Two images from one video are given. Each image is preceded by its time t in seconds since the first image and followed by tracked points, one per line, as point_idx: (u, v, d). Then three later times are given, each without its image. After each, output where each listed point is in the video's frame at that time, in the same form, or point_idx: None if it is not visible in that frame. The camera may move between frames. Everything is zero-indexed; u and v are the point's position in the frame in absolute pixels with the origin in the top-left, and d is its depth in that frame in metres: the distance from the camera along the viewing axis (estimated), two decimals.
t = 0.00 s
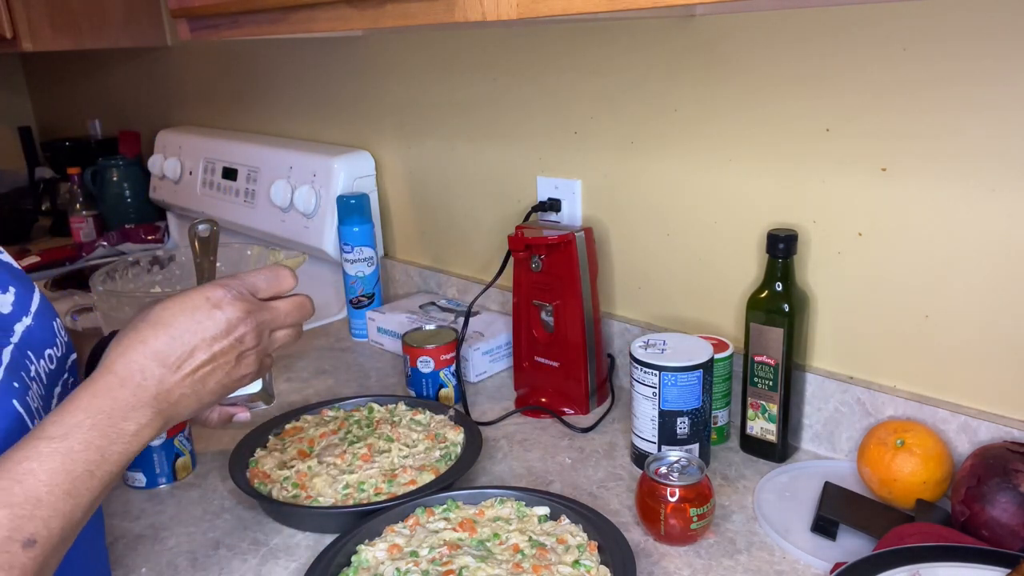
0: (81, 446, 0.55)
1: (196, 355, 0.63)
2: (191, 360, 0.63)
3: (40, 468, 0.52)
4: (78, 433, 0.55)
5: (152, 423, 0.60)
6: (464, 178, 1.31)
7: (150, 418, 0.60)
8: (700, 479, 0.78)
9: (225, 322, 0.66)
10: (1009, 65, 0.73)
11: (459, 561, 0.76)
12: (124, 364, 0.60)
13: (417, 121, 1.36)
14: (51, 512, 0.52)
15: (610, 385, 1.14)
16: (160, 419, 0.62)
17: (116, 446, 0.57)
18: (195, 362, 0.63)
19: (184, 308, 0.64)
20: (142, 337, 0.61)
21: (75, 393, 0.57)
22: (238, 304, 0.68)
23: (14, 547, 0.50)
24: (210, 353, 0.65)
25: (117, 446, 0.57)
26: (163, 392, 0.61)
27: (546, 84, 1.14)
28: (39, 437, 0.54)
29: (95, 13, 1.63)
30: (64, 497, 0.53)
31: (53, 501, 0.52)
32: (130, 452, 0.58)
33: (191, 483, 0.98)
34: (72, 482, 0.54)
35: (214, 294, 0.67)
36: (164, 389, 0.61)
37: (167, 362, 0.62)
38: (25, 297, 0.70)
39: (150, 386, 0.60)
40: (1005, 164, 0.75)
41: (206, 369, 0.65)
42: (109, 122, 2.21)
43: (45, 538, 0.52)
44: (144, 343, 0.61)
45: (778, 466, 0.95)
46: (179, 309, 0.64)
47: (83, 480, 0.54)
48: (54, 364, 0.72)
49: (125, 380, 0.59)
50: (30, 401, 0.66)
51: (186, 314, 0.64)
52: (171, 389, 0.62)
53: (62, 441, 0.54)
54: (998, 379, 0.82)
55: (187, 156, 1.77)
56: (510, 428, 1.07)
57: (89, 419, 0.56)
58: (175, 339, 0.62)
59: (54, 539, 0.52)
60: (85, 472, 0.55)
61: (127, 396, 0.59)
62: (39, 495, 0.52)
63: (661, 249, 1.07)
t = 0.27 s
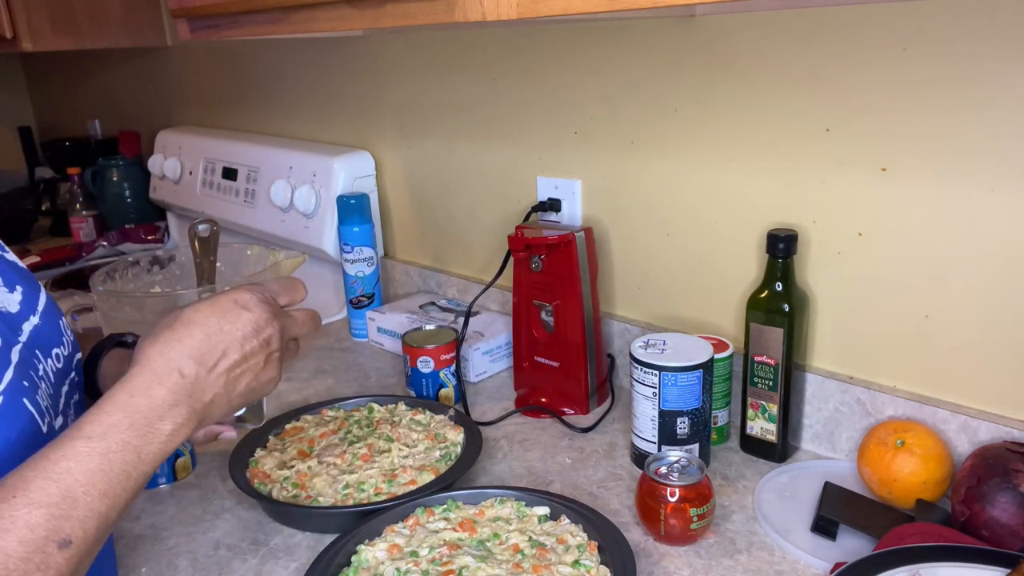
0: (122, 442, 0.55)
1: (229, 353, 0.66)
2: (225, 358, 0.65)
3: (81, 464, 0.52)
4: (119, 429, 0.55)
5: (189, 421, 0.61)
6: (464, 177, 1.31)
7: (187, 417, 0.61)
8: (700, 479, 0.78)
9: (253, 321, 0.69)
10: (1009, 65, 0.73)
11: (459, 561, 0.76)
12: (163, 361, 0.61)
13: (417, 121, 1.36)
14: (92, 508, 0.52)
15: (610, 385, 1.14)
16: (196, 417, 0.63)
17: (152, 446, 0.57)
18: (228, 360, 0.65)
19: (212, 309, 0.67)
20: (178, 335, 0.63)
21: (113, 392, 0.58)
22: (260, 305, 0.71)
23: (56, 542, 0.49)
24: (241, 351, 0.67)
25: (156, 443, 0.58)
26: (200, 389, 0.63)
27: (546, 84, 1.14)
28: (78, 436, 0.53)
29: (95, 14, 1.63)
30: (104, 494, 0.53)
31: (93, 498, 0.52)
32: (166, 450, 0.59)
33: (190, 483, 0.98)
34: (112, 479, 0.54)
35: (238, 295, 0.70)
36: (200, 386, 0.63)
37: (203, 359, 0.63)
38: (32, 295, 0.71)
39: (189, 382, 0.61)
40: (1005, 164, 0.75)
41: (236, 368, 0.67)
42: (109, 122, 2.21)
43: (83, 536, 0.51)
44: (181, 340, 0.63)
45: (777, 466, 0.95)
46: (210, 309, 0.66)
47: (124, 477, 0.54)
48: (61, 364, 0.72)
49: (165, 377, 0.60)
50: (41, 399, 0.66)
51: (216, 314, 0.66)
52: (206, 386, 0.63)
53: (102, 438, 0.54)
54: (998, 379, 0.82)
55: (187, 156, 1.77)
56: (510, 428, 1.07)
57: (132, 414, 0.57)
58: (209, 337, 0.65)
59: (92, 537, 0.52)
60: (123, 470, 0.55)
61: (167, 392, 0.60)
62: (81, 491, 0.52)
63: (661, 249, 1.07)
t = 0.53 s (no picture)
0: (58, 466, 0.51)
1: (170, 358, 0.61)
2: (164, 362, 0.61)
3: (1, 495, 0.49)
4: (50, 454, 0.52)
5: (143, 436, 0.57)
6: (464, 177, 1.31)
7: (137, 429, 0.57)
8: (700, 478, 0.78)
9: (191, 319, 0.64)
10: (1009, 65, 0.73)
11: (459, 561, 0.76)
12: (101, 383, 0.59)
13: (417, 121, 1.36)
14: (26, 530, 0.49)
15: (610, 385, 1.14)
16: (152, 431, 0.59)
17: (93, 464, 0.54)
18: (167, 367, 0.61)
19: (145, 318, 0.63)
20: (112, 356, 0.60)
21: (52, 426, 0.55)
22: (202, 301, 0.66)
23: None
24: (185, 354, 0.62)
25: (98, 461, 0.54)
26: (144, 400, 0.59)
27: (546, 84, 1.14)
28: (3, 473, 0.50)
29: (95, 14, 1.63)
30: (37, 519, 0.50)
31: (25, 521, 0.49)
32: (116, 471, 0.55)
33: (190, 483, 0.98)
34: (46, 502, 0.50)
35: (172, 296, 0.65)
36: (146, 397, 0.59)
37: (139, 368, 0.60)
38: (34, 300, 0.70)
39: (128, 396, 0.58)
40: (1005, 164, 0.75)
41: (185, 373, 0.62)
42: (109, 122, 2.21)
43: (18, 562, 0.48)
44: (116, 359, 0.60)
45: (777, 466, 0.95)
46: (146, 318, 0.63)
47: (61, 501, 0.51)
48: (62, 368, 0.72)
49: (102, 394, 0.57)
50: (41, 405, 0.66)
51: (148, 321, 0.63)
52: (152, 396, 0.60)
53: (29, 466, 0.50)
54: (998, 379, 0.81)
55: (187, 156, 1.77)
56: (510, 428, 1.07)
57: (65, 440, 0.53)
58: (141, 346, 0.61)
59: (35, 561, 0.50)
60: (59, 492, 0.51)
61: (105, 408, 0.57)
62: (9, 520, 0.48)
63: (661, 249, 1.07)
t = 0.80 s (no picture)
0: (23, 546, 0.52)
1: (162, 456, 0.58)
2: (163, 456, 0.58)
3: None
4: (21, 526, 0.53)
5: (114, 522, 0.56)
6: (464, 178, 1.31)
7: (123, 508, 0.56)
8: (700, 479, 0.78)
9: (195, 420, 0.59)
10: (1009, 65, 0.73)
11: (459, 561, 0.76)
12: (89, 458, 0.55)
13: (417, 121, 1.36)
14: None
15: (610, 385, 1.14)
16: (124, 516, 0.57)
17: (61, 546, 0.54)
18: (158, 462, 0.58)
19: (152, 396, 0.58)
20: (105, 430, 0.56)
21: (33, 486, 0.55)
22: (216, 397, 0.60)
23: None
24: (176, 454, 0.58)
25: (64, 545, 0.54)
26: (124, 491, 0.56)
27: (546, 84, 1.14)
28: None
29: (95, 14, 1.62)
30: None
31: None
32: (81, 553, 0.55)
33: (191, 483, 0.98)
34: None
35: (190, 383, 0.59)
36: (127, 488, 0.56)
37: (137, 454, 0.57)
38: (24, 304, 0.71)
39: (110, 485, 0.56)
40: (1005, 164, 0.75)
41: (173, 468, 0.59)
42: (109, 122, 2.21)
43: None
44: (109, 439, 0.56)
45: (778, 466, 0.95)
46: (151, 400, 0.58)
47: None
48: (52, 373, 0.73)
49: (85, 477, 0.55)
50: (28, 410, 0.65)
51: (153, 404, 0.58)
52: (135, 486, 0.57)
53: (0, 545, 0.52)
54: (998, 378, 0.81)
55: (187, 156, 1.77)
56: (510, 428, 1.07)
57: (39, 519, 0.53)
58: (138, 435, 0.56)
59: None
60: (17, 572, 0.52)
61: (86, 490, 0.55)
62: None
63: (661, 249, 1.07)
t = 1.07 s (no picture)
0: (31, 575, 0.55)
1: (170, 494, 0.61)
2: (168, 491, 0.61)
3: None
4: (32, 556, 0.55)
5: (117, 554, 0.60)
6: (464, 178, 1.31)
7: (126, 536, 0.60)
8: (700, 479, 0.78)
9: (205, 464, 0.62)
10: (1010, 65, 0.72)
11: (459, 561, 0.76)
12: (103, 489, 0.59)
13: (417, 122, 1.36)
14: None
15: (610, 385, 1.14)
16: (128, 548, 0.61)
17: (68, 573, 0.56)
18: (165, 499, 0.61)
19: (168, 435, 0.62)
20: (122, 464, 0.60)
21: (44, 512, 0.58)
22: (228, 447, 0.62)
23: None
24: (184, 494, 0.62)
25: None
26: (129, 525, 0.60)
27: (546, 84, 1.14)
28: None
29: (95, 14, 1.62)
30: None
31: None
32: None
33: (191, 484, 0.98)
34: None
35: (205, 426, 0.62)
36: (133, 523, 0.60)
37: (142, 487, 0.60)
38: (9, 304, 0.71)
39: (119, 519, 0.59)
40: (1005, 164, 0.75)
41: (180, 506, 0.62)
42: (109, 122, 2.21)
43: None
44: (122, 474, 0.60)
45: (778, 466, 0.95)
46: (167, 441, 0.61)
47: None
48: (38, 374, 0.73)
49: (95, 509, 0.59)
50: (11, 413, 0.66)
51: (168, 443, 0.61)
52: (141, 520, 0.61)
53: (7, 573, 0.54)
54: (999, 378, 0.81)
55: (187, 156, 1.77)
56: (510, 428, 1.07)
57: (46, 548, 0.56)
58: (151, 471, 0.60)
59: None
60: None
61: (94, 521, 0.58)
62: None
63: (661, 249, 1.07)
